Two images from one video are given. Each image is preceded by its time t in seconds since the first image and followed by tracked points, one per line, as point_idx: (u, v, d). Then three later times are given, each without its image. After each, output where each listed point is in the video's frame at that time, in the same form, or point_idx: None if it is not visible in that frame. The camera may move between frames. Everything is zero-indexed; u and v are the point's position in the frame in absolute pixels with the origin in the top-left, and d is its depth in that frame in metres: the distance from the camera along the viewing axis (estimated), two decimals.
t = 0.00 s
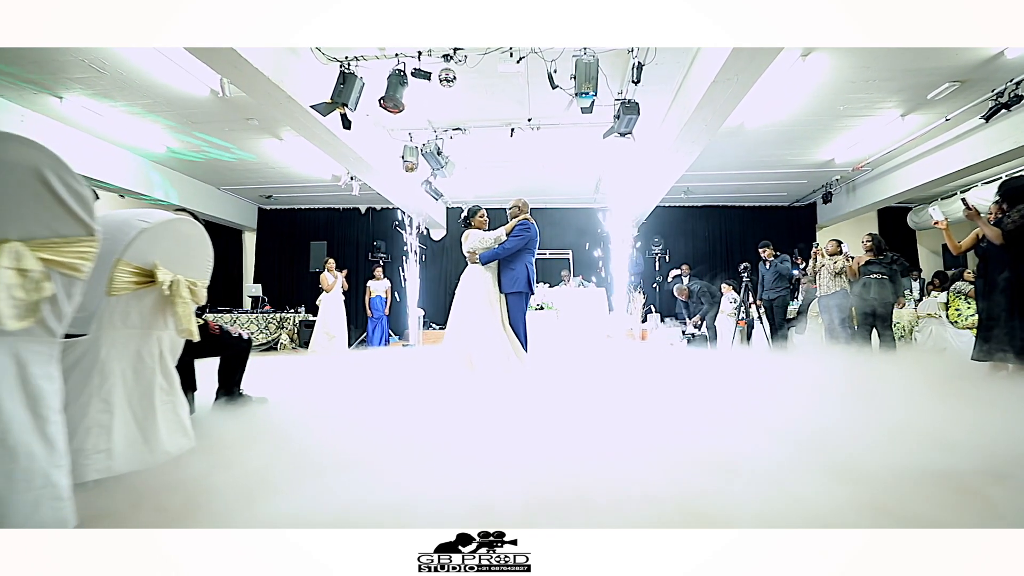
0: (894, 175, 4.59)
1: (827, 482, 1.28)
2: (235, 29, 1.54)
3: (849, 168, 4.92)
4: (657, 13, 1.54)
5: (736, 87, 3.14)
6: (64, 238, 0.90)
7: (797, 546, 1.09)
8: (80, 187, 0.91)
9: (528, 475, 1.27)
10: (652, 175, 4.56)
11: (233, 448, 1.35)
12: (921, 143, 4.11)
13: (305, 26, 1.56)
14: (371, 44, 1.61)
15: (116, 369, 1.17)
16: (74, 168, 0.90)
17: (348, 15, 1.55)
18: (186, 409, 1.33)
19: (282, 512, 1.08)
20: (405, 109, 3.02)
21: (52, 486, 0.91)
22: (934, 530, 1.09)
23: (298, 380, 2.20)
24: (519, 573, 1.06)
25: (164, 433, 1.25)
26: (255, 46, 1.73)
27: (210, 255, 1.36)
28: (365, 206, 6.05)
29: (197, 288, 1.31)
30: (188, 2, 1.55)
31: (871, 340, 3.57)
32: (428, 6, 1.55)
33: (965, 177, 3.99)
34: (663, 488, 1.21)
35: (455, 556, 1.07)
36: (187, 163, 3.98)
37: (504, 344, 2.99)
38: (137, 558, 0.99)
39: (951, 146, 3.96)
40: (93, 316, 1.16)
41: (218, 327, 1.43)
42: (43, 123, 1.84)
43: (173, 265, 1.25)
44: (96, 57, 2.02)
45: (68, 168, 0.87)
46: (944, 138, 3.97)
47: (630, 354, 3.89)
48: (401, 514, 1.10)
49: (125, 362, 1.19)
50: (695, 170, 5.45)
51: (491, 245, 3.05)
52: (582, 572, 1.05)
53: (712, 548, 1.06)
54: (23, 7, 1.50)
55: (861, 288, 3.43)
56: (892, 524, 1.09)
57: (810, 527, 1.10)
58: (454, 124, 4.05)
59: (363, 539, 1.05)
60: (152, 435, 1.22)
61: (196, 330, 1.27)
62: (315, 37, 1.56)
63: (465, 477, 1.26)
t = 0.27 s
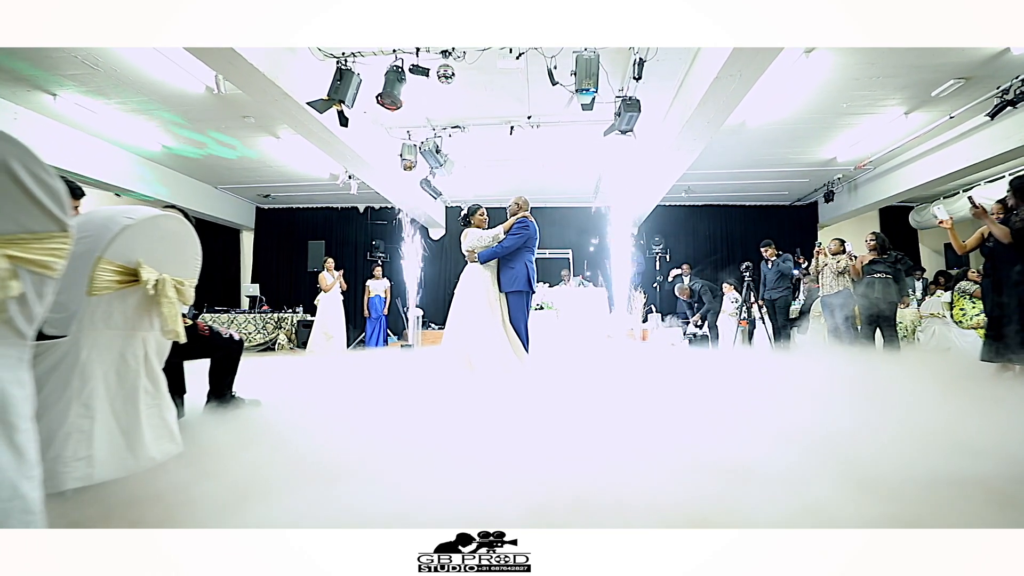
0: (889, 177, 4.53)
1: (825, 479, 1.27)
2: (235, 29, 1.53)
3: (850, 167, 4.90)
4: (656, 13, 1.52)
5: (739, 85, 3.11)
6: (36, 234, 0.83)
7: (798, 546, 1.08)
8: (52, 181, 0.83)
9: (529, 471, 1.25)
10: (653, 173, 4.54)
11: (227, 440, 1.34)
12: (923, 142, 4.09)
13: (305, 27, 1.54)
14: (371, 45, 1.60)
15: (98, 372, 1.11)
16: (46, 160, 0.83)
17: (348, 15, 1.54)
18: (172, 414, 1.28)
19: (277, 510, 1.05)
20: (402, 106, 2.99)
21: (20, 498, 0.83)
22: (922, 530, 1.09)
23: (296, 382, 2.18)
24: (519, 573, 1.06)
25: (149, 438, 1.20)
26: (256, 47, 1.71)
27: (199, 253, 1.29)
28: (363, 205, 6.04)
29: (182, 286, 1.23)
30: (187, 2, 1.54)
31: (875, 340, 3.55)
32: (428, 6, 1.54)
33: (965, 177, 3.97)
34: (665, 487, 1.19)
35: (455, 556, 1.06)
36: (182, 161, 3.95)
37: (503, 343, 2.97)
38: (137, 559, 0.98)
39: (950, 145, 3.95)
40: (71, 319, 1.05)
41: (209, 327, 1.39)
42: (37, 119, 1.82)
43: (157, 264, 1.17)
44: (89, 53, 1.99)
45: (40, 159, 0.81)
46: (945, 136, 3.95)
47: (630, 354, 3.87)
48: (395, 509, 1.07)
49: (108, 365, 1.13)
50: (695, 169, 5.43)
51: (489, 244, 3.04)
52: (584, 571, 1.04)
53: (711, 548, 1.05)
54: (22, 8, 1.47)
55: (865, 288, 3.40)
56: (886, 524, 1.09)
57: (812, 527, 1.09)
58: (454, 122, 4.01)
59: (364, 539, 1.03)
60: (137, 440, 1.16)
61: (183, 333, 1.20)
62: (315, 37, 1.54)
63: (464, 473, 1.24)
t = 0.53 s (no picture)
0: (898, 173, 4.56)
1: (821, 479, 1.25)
2: (235, 29, 1.50)
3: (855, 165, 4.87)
4: (656, 13, 1.50)
5: (742, 83, 3.07)
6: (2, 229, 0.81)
7: (797, 547, 1.06)
8: (22, 175, 0.82)
9: (527, 472, 1.24)
10: (655, 171, 4.50)
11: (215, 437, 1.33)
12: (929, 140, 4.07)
13: (305, 27, 1.51)
14: (370, 46, 1.58)
15: (79, 375, 1.01)
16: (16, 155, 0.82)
17: (348, 15, 1.51)
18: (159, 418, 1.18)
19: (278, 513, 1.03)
20: (400, 103, 2.94)
21: None
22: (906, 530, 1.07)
23: (291, 384, 2.16)
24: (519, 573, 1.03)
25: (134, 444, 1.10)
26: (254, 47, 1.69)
27: (186, 252, 1.24)
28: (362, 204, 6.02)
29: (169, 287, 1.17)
30: (188, 2, 1.51)
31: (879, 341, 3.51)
32: (428, 6, 1.52)
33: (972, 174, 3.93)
34: (666, 489, 1.17)
35: (455, 556, 1.03)
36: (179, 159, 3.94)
37: (503, 343, 2.96)
38: (135, 558, 0.96)
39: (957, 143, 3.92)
40: (51, 319, 0.98)
41: (198, 329, 1.37)
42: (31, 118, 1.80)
43: (142, 261, 1.11)
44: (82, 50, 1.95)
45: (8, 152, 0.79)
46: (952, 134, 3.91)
47: (630, 355, 3.84)
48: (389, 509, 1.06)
49: (89, 367, 1.03)
50: (697, 168, 5.39)
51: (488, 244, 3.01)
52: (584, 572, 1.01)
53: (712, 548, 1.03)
54: (21, 8, 1.47)
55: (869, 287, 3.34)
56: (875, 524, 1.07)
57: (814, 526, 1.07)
58: (453, 120, 4.00)
59: (364, 539, 1.01)
60: (121, 447, 1.07)
61: (169, 333, 1.13)
62: (316, 38, 1.52)
63: (461, 473, 1.22)
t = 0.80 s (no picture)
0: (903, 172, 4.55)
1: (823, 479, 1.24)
2: (235, 29, 1.50)
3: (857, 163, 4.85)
4: (656, 13, 1.48)
5: (746, 80, 3.03)
6: None
7: (799, 546, 1.05)
8: None
9: (527, 473, 1.23)
10: (656, 170, 4.47)
11: (211, 437, 1.33)
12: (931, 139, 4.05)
13: (305, 27, 1.50)
14: (371, 46, 1.57)
15: (57, 378, 0.94)
16: None
17: (348, 15, 1.50)
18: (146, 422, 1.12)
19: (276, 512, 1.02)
20: (398, 100, 2.91)
21: None
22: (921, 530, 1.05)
23: (284, 386, 2.13)
24: (519, 573, 1.02)
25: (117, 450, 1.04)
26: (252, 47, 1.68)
27: (172, 250, 1.18)
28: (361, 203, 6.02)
29: (154, 284, 1.11)
30: (188, 2, 1.50)
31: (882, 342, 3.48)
32: (428, 6, 1.51)
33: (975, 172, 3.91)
34: (670, 491, 1.16)
35: (455, 556, 1.03)
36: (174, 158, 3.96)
37: (503, 344, 2.93)
38: (137, 558, 0.96)
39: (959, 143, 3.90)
40: (27, 320, 0.92)
41: (187, 329, 1.33)
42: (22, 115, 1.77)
43: (124, 258, 1.05)
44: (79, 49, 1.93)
45: None
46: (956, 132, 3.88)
47: (630, 356, 3.82)
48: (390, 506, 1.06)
49: (69, 371, 0.96)
50: (698, 167, 5.35)
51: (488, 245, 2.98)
52: (585, 570, 1.01)
53: (714, 547, 1.02)
54: (22, 7, 1.46)
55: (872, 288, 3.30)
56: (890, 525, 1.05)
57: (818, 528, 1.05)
58: (451, 117, 4.00)
59: (361, 540, 1.00)
60: (103, 454, 1.01)
61: (155, 334, 1.06)
62: (315, 38, 1.51)
63: (460, 474, 1.21)
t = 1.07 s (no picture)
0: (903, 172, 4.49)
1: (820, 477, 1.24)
2: (235, 29, 1.51)
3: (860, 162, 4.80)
4: (656, 13, 1.50)
5: (749, 78, 3.00)
6: None
7: (800, 546, 1.04)
8: None
9: (526, 472, 1.23)
10: (656, 169, 4.43)
11: (214, 437, 1.34)
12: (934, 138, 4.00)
13: (305, 27, 1.52)
14: (373, 47, 1.58)
15: (36, 380, 0.93)
16: None
17: (347, 15, 1.52)
18: (133, 427, 1.11)
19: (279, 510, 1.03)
20: (396, 96, 2.92)
21: None
22: (927, 531, 1.06)
23: (279, 386, 2.12)
24: (519, 573, 1.03)
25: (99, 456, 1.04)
26: (254, 48, 1.69)
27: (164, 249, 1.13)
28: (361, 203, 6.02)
29: (143, 284, 1.06)
30: (188, 2, 1.52)
31: (885, 342, 3.46)
32: (426, 7, 1.52)
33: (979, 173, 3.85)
34: (669, 489, 1.16)
35: (455, 556, 1.03)
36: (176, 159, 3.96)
37: (503, 347, 2.91)
38: (137, 558, 0.97)
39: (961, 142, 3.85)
40: (5, 319, 0.91)
41: (176, 329, 1.31)
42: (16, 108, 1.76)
43: (111, 257, 1.01)
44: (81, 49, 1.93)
45: None
46: (959, 131, 3.82)
47: (631, 356, 3.80)
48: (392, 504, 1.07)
49: (49, 372, 0.95)
50: (699, 166, 5.31)
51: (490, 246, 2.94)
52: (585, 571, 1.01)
53: (712, 547, 1.02)
54: (23, 7, 1.48)
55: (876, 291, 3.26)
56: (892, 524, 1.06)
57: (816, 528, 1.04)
58: (450, 116, 4.00)
59: (360, 541, 1.00)
60: (84, 461, 1.00)
61: (139, 335, 1.02)
62: (316, 38, 1.52)
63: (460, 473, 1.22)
